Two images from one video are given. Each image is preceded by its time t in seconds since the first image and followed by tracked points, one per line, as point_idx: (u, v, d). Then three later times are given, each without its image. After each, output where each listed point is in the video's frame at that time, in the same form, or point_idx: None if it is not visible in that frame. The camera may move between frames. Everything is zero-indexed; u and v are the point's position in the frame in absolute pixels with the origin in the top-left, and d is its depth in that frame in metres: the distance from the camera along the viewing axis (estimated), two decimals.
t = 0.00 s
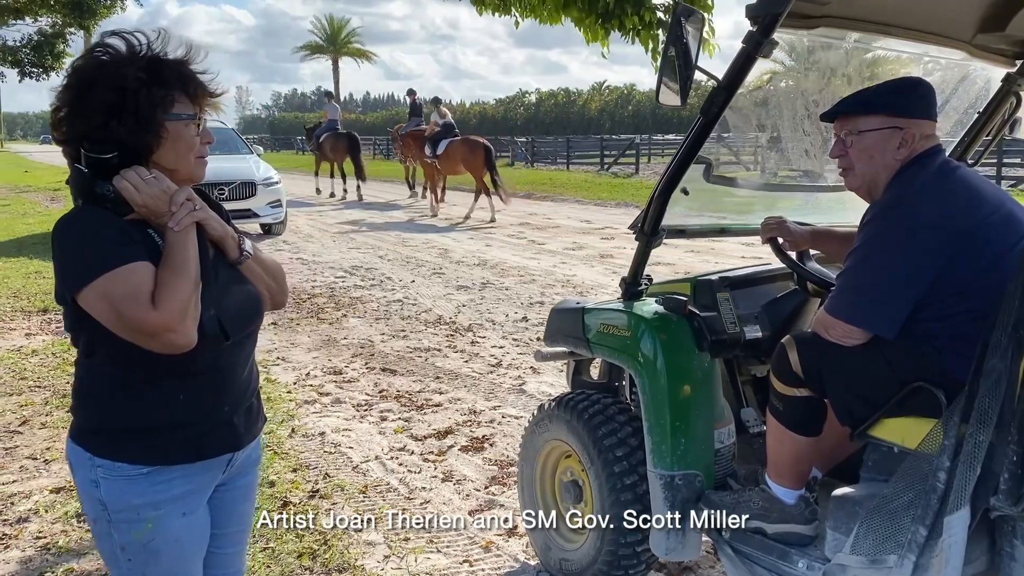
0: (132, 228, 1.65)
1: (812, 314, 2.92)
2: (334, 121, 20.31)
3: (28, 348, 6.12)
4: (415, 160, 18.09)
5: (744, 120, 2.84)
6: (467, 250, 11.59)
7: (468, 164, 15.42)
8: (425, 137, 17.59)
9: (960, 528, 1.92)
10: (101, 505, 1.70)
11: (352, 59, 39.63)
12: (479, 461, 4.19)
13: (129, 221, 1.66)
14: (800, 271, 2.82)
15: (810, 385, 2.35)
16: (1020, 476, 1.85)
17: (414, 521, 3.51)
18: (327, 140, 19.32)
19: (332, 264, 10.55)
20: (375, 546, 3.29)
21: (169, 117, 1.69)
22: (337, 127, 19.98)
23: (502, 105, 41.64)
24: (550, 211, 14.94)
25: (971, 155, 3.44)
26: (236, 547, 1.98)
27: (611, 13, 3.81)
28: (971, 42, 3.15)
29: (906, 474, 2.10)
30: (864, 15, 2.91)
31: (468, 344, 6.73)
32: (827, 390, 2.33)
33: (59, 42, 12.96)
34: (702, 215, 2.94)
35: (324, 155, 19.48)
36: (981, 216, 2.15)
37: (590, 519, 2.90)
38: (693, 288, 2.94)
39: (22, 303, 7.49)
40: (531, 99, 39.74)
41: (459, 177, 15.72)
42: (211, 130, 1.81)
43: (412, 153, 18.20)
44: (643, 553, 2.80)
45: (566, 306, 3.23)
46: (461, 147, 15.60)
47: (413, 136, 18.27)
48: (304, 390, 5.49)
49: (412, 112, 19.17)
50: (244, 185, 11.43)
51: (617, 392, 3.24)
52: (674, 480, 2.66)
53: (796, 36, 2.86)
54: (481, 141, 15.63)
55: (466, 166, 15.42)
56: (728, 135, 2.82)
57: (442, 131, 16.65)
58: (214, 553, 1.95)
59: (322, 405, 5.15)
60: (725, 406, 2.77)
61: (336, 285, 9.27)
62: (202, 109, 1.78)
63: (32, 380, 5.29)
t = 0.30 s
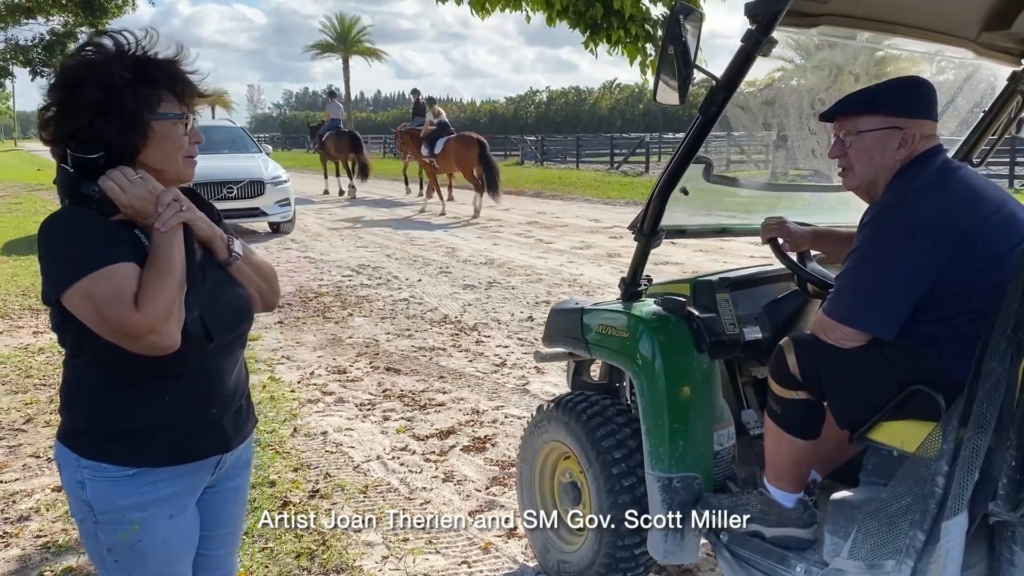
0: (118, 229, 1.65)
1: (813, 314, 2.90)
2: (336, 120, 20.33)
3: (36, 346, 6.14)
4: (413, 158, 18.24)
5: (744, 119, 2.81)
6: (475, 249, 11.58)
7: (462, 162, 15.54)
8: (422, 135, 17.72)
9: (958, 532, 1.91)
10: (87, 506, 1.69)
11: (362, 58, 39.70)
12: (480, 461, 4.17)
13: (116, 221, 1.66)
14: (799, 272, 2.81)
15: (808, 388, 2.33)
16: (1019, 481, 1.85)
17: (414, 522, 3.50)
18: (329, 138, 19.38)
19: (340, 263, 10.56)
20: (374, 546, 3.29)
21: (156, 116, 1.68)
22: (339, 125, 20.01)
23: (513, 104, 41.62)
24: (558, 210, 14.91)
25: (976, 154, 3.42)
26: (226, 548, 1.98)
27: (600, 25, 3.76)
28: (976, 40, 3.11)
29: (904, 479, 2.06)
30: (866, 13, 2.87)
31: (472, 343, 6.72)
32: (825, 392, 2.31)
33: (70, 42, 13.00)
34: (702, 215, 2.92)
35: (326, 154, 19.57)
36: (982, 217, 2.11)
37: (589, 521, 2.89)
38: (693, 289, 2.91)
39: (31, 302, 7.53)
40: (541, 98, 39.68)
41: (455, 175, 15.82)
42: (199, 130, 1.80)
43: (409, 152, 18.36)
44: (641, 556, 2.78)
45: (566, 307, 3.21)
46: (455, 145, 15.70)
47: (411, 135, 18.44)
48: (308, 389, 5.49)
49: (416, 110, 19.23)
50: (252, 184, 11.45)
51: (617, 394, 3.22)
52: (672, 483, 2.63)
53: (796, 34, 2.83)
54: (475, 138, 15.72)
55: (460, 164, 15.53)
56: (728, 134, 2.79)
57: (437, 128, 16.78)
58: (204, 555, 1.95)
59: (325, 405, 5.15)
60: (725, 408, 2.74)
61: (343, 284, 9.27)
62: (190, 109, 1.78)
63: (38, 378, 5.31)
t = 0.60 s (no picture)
0: (105, 227, 1.65)
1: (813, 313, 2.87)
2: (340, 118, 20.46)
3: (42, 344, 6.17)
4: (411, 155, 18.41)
5: (744, 116, 2.77)
6: (482, 247, 11.56)
7: (456, 161, 15.68)
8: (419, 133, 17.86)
9: (955, 538, 1.88)
10: (75, 505, 1.69)
11: (372, 55, 39.73)
12: (482, 460, 4.16)
13: (102, 219, 1.66)
14: (799, 271, 2.81)
15: (806, 387, 2.31)
16: (1017, 483, 1.82)
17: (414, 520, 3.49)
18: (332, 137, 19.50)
19: (346, 261, 10.56)
20: (372, 546, 3.28)
21: (141, 113, 1.68)
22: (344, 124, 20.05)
23: (522, 102, 41.57)
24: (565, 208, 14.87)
25: (982, 151, 3.40)
26: (216, 547, 1.98)
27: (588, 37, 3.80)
28: (979, 35, 3.05)
29: (902, 480, 2.03)
30: (867, 10, 2.83)
31: (477, 342, 6.70)
32: (823, 393, 2.29)
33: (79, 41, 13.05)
34: (701, 214, 2.89)
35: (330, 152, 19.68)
36: (982, 216, 2.08)
37: (587, 521, 2.87)
38: (693, 288, 2.89)
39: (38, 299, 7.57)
40: (550, 95, 39.61)
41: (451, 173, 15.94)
42: (187, 127, 1.79)
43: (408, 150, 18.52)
44: (639, 556, 2.76)
45: (565, 305, 3.19)
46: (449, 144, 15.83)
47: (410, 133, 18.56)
48: (312, 387, 5.49)
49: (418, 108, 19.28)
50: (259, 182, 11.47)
51: (617, 393, 3.20)
52: (670, 484, 2.61)
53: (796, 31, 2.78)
54: (469, 137, 15.83)
55: (454, 163, 15.67)
56: (729, 131, 2.76)
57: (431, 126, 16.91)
58: (194, 554, 1.95)
59: (328, 403, 5.15)
60: (724, 408, 2.72)
61: (349, 282, 9.27)
62: (177, 106, 1.77)
63: (43, 375, 5.32)
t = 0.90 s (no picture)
0: (95, 225, 1.64)
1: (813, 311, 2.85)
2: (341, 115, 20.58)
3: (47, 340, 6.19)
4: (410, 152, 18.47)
5: (744, 112, 2.75)
6: (487, 245, 11.55)
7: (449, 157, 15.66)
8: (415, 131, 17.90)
9: (954, 538, 1.86)
10: (65, 503, 1.69)
11: (379, 52, 39.73)
12: (483, 458, 4.15)
13: (92, 217, 1.65)
14: (800, 270, 2.79)
15: (805, 387, 2.30)
16: (1015, 485, 1.80)
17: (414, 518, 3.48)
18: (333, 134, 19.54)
19: (352, 258, 10.56)
20: (371, 544, 3.27)
21: (130, 109, 1.68)
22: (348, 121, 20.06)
23: (529, 99, 41.52)
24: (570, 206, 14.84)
25: (986, 148, 3.40)
26: (207, 545, 1.98)
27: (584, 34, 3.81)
28: (984, 31, 3.00)
29: (900, 480, 2.01)
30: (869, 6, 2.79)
31: (480, 339, 6.69)
32: (822, 392, 2.27)
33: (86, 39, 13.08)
34: (701, 211, 2.87)
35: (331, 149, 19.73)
36: (984, 214, 2.06)
37: (585, 520, 2.85)
38: (692, 286, 2.87)
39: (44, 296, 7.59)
40: (558, 93, 39.54)
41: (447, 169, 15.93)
42: (176, 123, 1.80)
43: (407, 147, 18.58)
44: (638, 556, 2.75)
45: (564, 304, 3.18)
46: (441, 141, 15.82)
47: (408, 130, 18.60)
48: (314, 384, 5.49)
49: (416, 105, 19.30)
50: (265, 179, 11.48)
51: (617, 392, 3.19)
52: (668, 483, 2.59)
53: (796, 26, 2.75)
54: (461, 131, 15.78)
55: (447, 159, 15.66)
56: (728, 128, 2.74)
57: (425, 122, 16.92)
58: (186, 553, 1.95)
59: (330, 400, 5.15)
60: (724, 407, 2.70)
61: (354, 279, 9.27)
62: (166, 102, 1.78)
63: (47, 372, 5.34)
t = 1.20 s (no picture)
0: (85, 223, 1.64)
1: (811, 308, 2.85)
2: (338, 112, 20.55)
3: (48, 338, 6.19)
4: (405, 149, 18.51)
5: (741, 109, 2.74)
6: (489, 241, 11.54)
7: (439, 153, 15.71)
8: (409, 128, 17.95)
9: (950, 539, 1.84)
10: (57, 501, 1.68)
11: (382, 49, 39.72)
12: (482, 455, 4.15)
13: (84, 215, 1.65)
14: (797, 267, 2.77)
15: (801, 384, 2.28)
16: (1012, 483, 1.79)
17: (411, 515, 3.48)
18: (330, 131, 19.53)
19: (353, 255, 10.56)
20: (369, 541, 3.28)
21: (122, 107, 1.68)
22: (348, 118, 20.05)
23: (531, 95, 41.46)
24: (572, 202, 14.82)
25: (985, 143, 3.37)
26: (200, 543, 1.98)
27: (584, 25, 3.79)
28: (983, 27, 2.98)
29: (896, 478, 2.01)
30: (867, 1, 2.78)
31: (481, 336, 6.68)
32: (818, 391, 2.26)
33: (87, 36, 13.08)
34: (698, 208, 2.86)
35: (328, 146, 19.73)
36: (980, 211, 2.05)
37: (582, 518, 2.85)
38: (689, 283, 2.86)
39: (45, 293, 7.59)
40: (560, 89, 39.47)
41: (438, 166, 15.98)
42: (169, 121, 1.80)
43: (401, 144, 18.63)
44: (635, 553, 2.74)
45: (561, 301, 3.17)
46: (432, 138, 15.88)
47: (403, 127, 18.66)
48: (314, 382, 5.49)
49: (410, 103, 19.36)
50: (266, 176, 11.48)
51: (615, 389, 3.18)
52: (665, 480, 2.59)
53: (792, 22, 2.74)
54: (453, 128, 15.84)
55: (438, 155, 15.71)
56: (725, 125, 2.73)
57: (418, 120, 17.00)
58: (179, 550, 1.95)
59: (330, 397, 5.15)
60: (721, 405, 2.69)
61: (355, 276, 9.26)
62: (159, 99, 1.77)
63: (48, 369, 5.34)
